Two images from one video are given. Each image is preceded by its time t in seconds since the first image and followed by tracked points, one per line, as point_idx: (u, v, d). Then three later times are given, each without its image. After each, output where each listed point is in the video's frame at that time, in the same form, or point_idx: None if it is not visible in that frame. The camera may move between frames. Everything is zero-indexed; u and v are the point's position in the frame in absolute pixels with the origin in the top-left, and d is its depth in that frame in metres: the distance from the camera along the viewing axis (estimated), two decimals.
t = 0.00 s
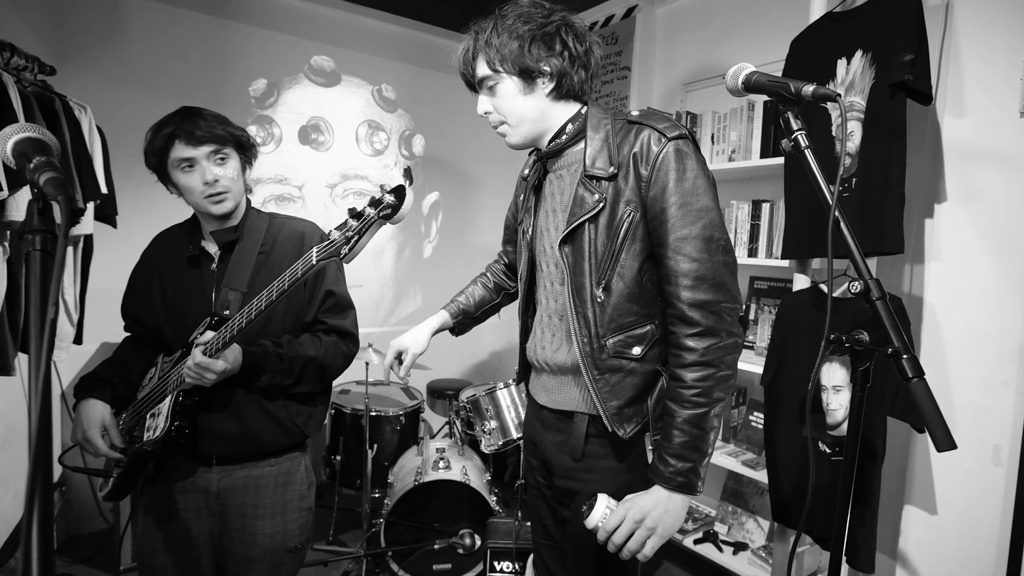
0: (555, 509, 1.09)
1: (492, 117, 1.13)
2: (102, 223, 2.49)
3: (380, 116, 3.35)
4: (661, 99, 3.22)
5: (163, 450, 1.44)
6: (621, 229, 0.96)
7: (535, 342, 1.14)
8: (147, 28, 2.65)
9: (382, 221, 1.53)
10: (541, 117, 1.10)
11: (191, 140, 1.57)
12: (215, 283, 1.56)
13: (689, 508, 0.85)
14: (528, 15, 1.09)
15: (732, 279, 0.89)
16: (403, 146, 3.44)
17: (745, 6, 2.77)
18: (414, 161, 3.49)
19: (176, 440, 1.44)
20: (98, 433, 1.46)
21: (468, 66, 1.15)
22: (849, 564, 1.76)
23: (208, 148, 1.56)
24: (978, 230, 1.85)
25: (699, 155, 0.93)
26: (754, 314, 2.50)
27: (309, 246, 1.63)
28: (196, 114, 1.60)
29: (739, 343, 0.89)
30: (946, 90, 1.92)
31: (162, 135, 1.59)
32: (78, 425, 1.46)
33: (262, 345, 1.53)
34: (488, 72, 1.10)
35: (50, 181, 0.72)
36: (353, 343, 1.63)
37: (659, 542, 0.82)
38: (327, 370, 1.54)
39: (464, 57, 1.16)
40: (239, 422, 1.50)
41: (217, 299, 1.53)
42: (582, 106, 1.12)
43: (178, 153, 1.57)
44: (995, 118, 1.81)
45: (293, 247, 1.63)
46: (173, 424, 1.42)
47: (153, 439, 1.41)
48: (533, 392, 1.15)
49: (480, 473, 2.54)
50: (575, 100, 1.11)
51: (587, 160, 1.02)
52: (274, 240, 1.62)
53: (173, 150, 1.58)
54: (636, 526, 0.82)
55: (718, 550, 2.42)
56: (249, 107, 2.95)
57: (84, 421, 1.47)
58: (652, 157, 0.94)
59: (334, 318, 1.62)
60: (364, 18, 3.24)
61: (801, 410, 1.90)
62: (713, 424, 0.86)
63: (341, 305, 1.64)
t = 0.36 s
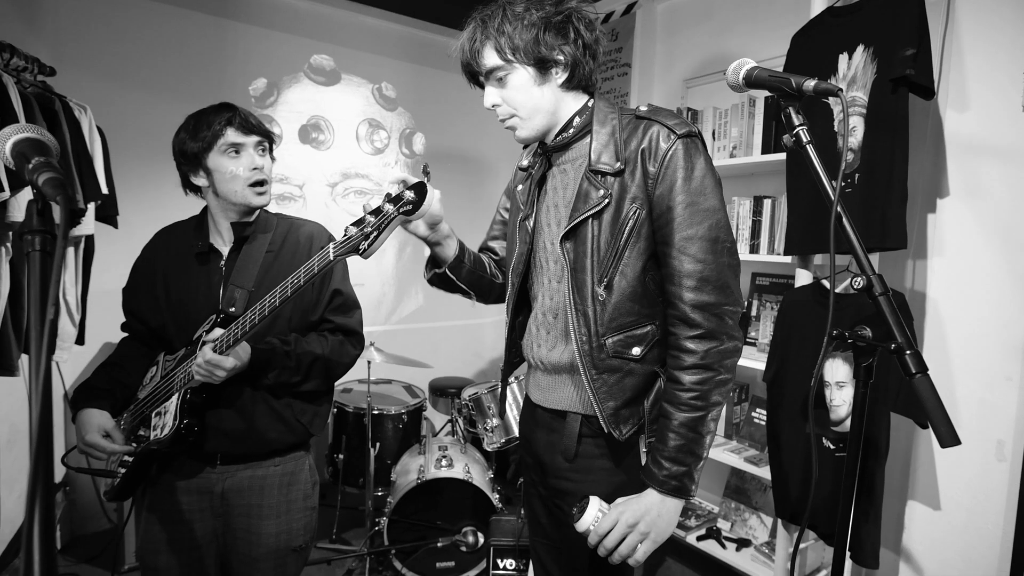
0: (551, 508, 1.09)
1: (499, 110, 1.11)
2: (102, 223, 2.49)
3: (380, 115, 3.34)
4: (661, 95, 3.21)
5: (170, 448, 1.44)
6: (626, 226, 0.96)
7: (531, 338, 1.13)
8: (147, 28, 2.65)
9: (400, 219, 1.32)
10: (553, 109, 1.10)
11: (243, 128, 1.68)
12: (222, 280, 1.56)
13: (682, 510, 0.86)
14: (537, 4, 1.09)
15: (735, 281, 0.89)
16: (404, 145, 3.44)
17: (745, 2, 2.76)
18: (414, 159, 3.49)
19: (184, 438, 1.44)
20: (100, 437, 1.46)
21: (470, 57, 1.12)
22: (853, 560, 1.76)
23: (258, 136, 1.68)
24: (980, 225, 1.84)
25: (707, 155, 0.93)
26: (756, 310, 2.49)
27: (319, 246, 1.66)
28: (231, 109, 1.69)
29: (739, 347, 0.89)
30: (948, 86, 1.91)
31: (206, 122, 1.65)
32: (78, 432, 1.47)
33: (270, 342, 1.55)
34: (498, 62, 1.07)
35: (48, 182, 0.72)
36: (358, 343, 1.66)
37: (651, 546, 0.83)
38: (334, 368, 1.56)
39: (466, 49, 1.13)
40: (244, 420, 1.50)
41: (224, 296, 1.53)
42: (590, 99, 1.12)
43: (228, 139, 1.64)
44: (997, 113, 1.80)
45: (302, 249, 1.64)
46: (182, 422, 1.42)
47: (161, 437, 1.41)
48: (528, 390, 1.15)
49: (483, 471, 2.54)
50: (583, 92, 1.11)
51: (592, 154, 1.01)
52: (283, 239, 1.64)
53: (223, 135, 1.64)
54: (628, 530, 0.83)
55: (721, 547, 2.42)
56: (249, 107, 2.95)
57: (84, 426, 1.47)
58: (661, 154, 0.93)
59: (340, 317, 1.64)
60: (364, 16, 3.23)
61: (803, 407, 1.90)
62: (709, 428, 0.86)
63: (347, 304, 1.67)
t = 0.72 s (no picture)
0: (547, 509, 1.08)
1: (499, 109, 1.10)
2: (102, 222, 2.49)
3: (380, 114, 3.34)
4: (662, 96, 3.20)
5: (171, 447, 1.44)
6: (625, 230, 0.96)
7: (528, 339, 1.13)
8: (148, 27, 2.65)
9: (407, 222, 1.42)
10: (553, 109, 1.09)
11: (248, 127, 1.67)
12: (223, 277, 1.56)
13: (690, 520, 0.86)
14: (539, 2, 1.08)
15: (735, 286, 0.88)
16: (404, 144, 3.43)
17: (747, 2, 2.75)
18: (415, 159, 3.49)
19: (185, 437, 1.44)
20: (106, 420, 1.48)
21: (473, 54, 1.12)
22: (852, 561, 1.76)
23: (262, 135, 1.68)
24: (980, 227, 1.84)
25: (709, 158, 0.92)
26: (756, 311, 2.49)
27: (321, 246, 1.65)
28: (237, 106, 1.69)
29: (739, 353, 0.89)
30: (949, 86, 1.90)
31: (212, 120, 1.65)
32: (83, 417, 1.48)
33: (271, 342, 1.54)
34: (498, 60, 1.07)
35: (46, 180, 0.72)
36: (359, 343, 1.65)
37: (663, 561, 0.82)
38: (335, 368, 1.56)
39: (469, 46, 1.13)
40: (243, 419, 1.50)
41: (224, 295, 1.53)
42: (592, 99, 1.12)
43: (234, 136, 1.64)
44: (998, 114, 1.80)
45: (305, 248, 1.64)
46: (182, 421, 1.42)
47: (161, 437, 1.41)
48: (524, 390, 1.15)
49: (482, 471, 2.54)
50: (585, 92, 1.11)
51: (593, 155, 1.01)
52: (285, 239, 1.63)
53: (228, 132, 1.64)
54: (639, 546, 0.82)
55: (720, 548, 2.42)
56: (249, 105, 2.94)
57: (88, 413, 1.48)
58: (662, 158, 0.93)
59: (342, 316, 1.64)
60: (364, 15, 3.23)
61: (803, 409, 1.90)
62: (713, 436, 0.85)
63: (349, 303, 1.67)
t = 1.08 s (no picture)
0: (550, 508, 1.09)
1: (500, 109, 1.11)
2: (101, 223, 2.48)
3: (379, 115, 3.34)
4: (661, 95, 3.21)
5: (169, 448, 1.44)
6: (626, 227, 0.96)
7: (530, 338, 1.13)
8: (146, 28, 2.65)
9: (402, 217, 1.34)
10: (554, 108, 1.09)
11: (244, 128, 1.67)
12: (222, 279, 1.56)
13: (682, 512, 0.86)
14: (537, 3, 1.09)
15: (734, 281, 0.89)
16: (403, 144, 3.44)
17: (745, 2, 2.76)
18: (414, 159, 3.49)
19: (184, 438, 1.44)
20: (99, 436, 1.46)
21: (470, 54, 1.12)
22: (852, 559, 1.76)
23: (256, 136, 1.67)
24: (979, 225, 1.84)
25: (707, 155, 0.93)
26: (756, 310, 2.50)
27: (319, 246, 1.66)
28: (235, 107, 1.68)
29: (738, 347, 0.89)
30: (947, 85, 1.91)
31: (208, 121, 1.65)
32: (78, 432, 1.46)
33: (270, 342, 1.54)
34: (499, 61, 1.07)
35: (46, 182, 0.72)
36: (358, 342, 1.65)
37: (651, 547, 0.83)
38: (333, 368, 1.56)
39: (467, 47, 1.13)
40: (243, 420, 1.50)
41: (224, 295, 1.53)
42: (591, 99, 1.12)
43: (230, 138, 1.64)
44: (996, 113, 1.80)
45: (303, 248, 1.65)
46: (181, 422, 1.42)
47: (160, 437, 1.41)
48: (527, 390, 1.15)
49: (482, 471, 2.54)
50: (583, 92, 1.11)
51: (592, 154, 1.01)
52: (283, 240, 1.64)
53: (224, 134, 1.64)
54: (629, 532, 0.83)
55: (720, 546, 2.42)
56: (248, 106, 2.94)
57: (82, 425, 1.47)
58: (662, 155, 0.93)
59: (340, 316, 1.64)
60: (363, 15, 3.23)
61: (803, 407, 1.90)
62: (709, 428, 0.86)
63: (347, 303, 1.67)
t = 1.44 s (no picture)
0: (554, 509, 1.09)
1: (492, 116, 1.13)
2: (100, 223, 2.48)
3: (379, 116, 3.35)
4: (660, 99, 3.22)
5: (161, 450, 1.44)
6: (620, 229, 0.96)
7: (533, 342, 1.14)
8: (147, 29, 2.65)
9: (385, 220, 1.51)
10: (542, 116, 1.10)
11: (198, 137, 1.58)
12: (215, 282, 1.56)
13: (686, 510, 0.86)
14: (531, 12, 1.09)
15: (730, 280, 0.89)
16: (402, 146, 3.44)
17: (744, 6, 2.77)
18: (413, 161, 3.49)
19: (176, 440, 1.44)
20: (97, 433, 1.46)
21: (468, 64, 1.14)
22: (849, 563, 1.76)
23: (210, 144, 1.57)
24: (975, 230, 1.85)
25: (698, 156, 0.93)
26: (753, 314, 2.51)
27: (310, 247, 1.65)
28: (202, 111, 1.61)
29: (737, 344, 0.89)
30: (945, 92, 1.92)
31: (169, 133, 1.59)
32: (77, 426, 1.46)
33: (262, 345, 1.54)
34: (489, 70, 1.09)
35: (48, 182, 0.72)
36: (353, 343, 1.64)
37: (657, 543, 0.82)
38: (327, 370, 1.56)
39: (464, 56, 1.15)
40: (238, 422, 1.50)
41: (217, 299, 1.53)
42: (582, 106, 1.12)
43: (184, 150, 1.57)
44: (993, 118, 1.81)
45: (293, 247, 1.64)
46: (171, 424, 1.42)
47: (151, 440, 1.41)
48: (531, 392, 1.16)
49: (479, 473, 2.54)
50: (574, 100, 1.11)
51: (586, 160, 1.02)
52: (273, 241, 1.63)
53: (178, 146, 1.57)
54: (634, 528, 0.82)
55: (717, 550, 2.42)
56: (248, 107, 2.94)
57: (81, 422, 1.47)
58: (652, 158, 0.93)
59: (334, 318, 1.63)
60: (363, 17, 3.23)
61: (800, 410, 1.91)
62: (711, 425, 0.86)
63: (341, 305, 1.65)
